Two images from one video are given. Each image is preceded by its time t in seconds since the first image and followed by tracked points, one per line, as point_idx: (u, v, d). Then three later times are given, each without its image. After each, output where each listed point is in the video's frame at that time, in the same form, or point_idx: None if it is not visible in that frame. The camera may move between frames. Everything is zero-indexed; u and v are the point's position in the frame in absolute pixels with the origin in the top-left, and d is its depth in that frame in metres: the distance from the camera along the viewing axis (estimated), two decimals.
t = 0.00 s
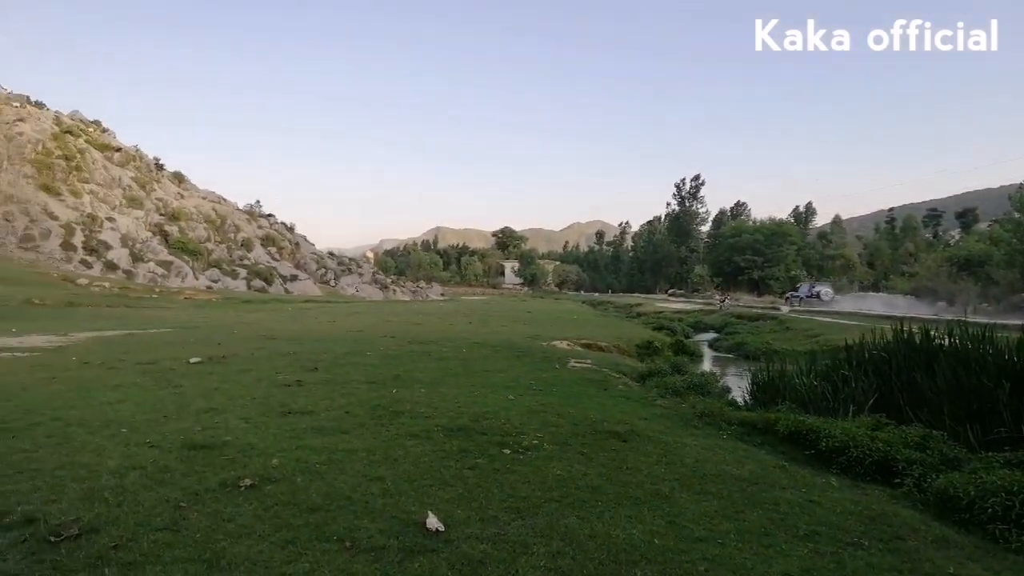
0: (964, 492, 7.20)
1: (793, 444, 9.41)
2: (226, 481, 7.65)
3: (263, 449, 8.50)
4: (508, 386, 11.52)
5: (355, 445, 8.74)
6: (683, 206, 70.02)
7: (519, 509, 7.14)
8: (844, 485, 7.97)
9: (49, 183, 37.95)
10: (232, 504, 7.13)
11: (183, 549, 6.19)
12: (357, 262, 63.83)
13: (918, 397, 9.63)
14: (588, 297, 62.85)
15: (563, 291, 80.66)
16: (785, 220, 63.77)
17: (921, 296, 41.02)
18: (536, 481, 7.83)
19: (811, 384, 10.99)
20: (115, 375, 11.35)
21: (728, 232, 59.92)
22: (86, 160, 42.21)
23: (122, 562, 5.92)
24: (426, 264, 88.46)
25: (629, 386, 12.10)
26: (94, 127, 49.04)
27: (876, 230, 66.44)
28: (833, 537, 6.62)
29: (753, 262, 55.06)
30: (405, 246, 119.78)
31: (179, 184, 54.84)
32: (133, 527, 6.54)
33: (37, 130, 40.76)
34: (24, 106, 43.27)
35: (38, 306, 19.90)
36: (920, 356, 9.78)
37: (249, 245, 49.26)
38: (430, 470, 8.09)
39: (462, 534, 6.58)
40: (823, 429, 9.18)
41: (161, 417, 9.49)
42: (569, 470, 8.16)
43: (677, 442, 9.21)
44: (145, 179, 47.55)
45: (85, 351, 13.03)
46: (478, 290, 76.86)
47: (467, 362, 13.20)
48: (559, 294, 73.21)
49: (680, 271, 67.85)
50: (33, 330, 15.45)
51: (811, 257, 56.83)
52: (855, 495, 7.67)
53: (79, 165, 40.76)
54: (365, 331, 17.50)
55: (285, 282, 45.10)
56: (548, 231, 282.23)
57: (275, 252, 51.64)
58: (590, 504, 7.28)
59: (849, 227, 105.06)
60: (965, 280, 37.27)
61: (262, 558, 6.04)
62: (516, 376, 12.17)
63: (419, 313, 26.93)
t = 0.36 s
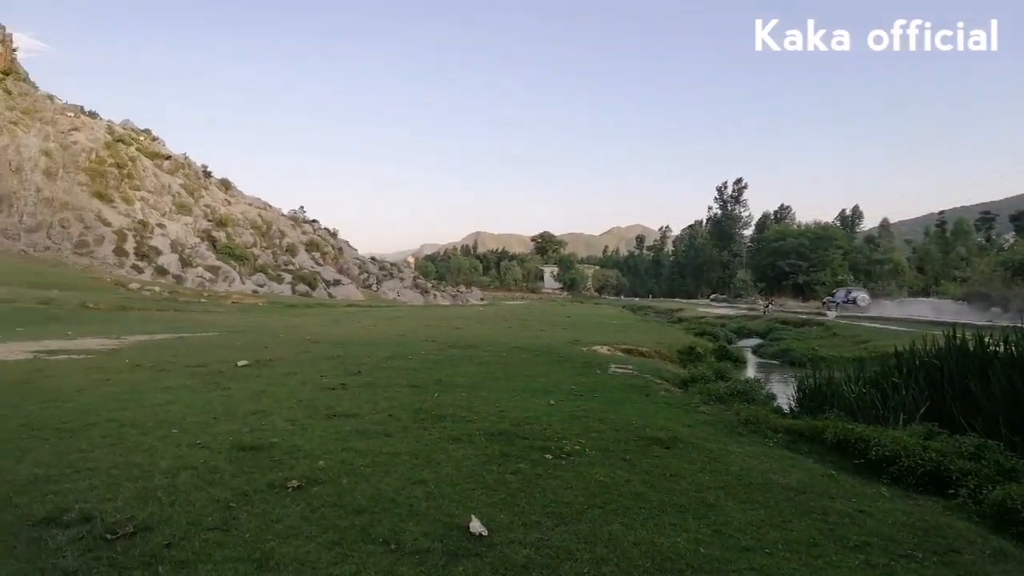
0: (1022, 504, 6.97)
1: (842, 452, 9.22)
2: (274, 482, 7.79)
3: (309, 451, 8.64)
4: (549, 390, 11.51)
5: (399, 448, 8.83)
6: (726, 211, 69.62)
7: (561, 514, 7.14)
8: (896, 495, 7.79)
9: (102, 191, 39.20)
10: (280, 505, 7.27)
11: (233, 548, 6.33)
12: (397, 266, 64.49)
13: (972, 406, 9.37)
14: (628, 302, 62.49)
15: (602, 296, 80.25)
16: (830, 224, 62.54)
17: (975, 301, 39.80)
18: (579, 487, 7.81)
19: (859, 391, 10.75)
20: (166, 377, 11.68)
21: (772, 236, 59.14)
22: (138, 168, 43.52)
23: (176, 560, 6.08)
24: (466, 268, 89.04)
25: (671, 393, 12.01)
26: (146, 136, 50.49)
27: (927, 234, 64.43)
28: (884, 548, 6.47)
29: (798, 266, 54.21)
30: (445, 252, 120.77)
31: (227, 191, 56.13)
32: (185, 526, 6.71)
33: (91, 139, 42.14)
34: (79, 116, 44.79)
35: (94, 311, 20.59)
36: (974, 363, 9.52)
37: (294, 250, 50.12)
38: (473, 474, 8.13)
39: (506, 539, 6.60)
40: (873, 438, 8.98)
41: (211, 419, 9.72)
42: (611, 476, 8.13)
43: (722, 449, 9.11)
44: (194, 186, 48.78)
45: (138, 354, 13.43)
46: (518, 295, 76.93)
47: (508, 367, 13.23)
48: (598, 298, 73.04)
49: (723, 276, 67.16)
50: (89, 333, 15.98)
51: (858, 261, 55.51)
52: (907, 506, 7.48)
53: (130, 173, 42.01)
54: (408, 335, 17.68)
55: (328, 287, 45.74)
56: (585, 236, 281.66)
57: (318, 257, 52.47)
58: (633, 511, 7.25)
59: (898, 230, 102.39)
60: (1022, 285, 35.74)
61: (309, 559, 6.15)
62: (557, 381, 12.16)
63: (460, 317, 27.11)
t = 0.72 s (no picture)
0: None
1: (894, 464, 8.98)
2: (321, 486, 7.92)
3: (355, 456, 8.75)
4: (592, 398, 11.46)
5: (443, 454, 8.88)
6: (772, 217, 68.96)
7: (606, 522, 7.10)
8: (952, 510, 7.54)
9: (155, 200, 40.42)
10: (327, 508, 7.38)
11: (282, 550, 6.44)
12: (438, 273, 65.02)
13: None
14: (670, 309, 61.88)
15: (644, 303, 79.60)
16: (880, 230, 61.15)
17: None
18: (623, 496, 7.76)
19: (912, 401, 10.45)
20: (216, 381, 11.97)
21: (820, 242, 58.13)
22: (189, 177, 44.74)
23: (227, 561, 6.21)
24: (507, 275, 89.41)
25: (717, 401, 11.85)
26: (196, 146, 51.93)
27: (984, 239, 62.12)
28: (940, 564, 6.28)
29: (848, 272, 53.14)
30: (487, 259, 121.42)
31: (274, 200, 57.34)
32: (236, 527, 6.86)
33: (145, 150, 43.46)
34: (133, 128, 46.25)
35: (147, 316, 21.23)
36: None
37: (338, 257, 50.89)
38: (517, 480, 8.14)
39: (550, 546, 6.58)
40: (928, 450, 8.74)
41: (259, 423, 9.93)
42: (656, 485, 8.05)
43: (770, 459, 8.95)
44: (244, 196, 49.88)
45: (190, 358, 13.79)
46: (559, 302, 76.73)
47: (551, 374, 13.22)
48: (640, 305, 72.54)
49: (769, 283, 66.19)
50: (143, 338, 16.48)
51: (910, 268, 54.09)
52: (965, 520, 7.24)
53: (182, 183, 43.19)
54: (450, 341, 17.78)
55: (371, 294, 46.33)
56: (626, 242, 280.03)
57: (362, 264, 53.20)
58: (678, 521, 7.16)
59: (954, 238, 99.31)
60: None
61: (356, 562, 6.22)
62: (600, 389, 12.10)
63: (501, 324, 27.19)
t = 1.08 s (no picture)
0: None
1: (950, 473, 8.72)
2: (368, 487, 8.03)
3: (400, 458, 8.86)
4: (635, 403, 11.40)
5: (486, 458, 8.93)
6: (820, 220, 67.56)
7: (651, 529, 7.06)
8: (1011, 521, 7.31)
9: (206, 207, 41.54)
10: (373, 510, 7.49)
11: (330, 551, 6.56)
12: (479, 277, 65.38)
13: None
14: (713, 313, 61.12)
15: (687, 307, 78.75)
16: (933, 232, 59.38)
17: None
18: (668, 502, 7.69)
19: (968, 409, 10.14)
20: (265, 383, 12.25)
21: (870, 244, 56.64)
22: (239, 184, 45.84)
23: (278, 561, 6.35)
24: (548, 279, 89.46)
25: (764, 408, 11.65)
26: (245, 154, 53.18)
27: None
28: None
29: (897, 276, 51.66)
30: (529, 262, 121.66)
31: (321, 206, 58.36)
32: (285, 528, 7.01)
33: (197, 158, 44.72)
34: (185, 136, 47.58)
35: (199, 320, 21.83)
36: None
37: (382, 262, 51.55)
38: (561, 485, 8.13)
39: (595, 552, 6.58)
40: (985, 459, 8.47)
41: (307, 424, 10.12)
42: (702, 492, 7.96)
43: (819, 467, 8.78)
44: (291, 202, 50.90)
45: (239, 361, 14.14)
46: (600, 306, 76.47)
47: (593, 379, 13.18)
48: (683, 309, 71.81)
49: (816, 286, 64.83)
50: (194, 341, 16.94)
51: (964, 271, 52.38)
52: None
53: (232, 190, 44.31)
54: (493, 345, 17.86)
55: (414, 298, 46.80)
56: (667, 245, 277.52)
57: (406, 268, 53.78)
58: (725, 529, 7.07)
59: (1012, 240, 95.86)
60: None
61: (403, 564, 6.30)
62: (644, 394, 12.02)
63: (543, 328, 27.21)
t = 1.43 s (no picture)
0: None
1: (993, 481, 8.52)
2: (401, 490, 8.10)
3: (433, 461, 8.91)
4: (669, 408, 11.32)
5: (518, 461, 8.94)
6: (856, 222, 66.29)
7: (685, 535, 7.01)
8: None
9: (243, 212, 42.28)
10: (407, 512, 7.54)
11: (365, 552, 6.62)
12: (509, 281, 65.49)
13: None
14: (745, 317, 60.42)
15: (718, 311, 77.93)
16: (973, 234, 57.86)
17: None
18: (702, 508, 7.63)
19: (1012, 416, 9.88)
20: (299, 386, 12.41)
21: (908, 246, 55.47)
22: (274, 190, 46.58)
23: (314, 561, 6.44)
24: (579, 282, 89.24)
25: (799, 413, 11.50)
26: (280, 160, 54.03)
27: None
28: None
29: (937, 280, 50.53)
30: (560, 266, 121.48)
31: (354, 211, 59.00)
32: (320, 528, 7.09)
33: (233, 164, 45.57)
34: (221, 143, 48.51)
35: (236, 323, 22.23)
36: None
37: (413, 266, 51.88)
38: (594, 489, 8.12)
39: (630, 557, 6.55)
40: None
41: (341, 427, 10.23)
42: (737, 498, 7.89)
43: (857, 474, 8.63)
44: (325, 207, 51.51)
45: (274, 364, 14.35)
46: (630, 310, 76.13)
47: (625, 383, 13.11)
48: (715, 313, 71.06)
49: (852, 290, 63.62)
50: (231, 344, 17.25)
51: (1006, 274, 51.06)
52: None
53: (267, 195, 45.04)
54: (524, 349, 17.87)
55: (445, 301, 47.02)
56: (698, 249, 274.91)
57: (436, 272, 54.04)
58: (761, 535, 7.00)
59: None
60: None
61: (437, 567, 6.34)
62: (676, 398, 11.95)
63: (574, 331, 27.18)
